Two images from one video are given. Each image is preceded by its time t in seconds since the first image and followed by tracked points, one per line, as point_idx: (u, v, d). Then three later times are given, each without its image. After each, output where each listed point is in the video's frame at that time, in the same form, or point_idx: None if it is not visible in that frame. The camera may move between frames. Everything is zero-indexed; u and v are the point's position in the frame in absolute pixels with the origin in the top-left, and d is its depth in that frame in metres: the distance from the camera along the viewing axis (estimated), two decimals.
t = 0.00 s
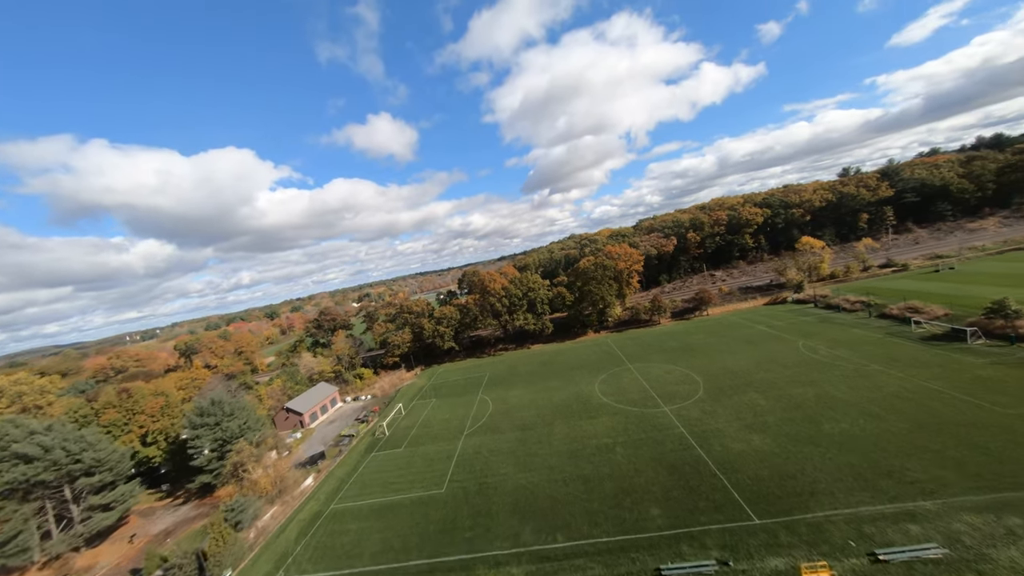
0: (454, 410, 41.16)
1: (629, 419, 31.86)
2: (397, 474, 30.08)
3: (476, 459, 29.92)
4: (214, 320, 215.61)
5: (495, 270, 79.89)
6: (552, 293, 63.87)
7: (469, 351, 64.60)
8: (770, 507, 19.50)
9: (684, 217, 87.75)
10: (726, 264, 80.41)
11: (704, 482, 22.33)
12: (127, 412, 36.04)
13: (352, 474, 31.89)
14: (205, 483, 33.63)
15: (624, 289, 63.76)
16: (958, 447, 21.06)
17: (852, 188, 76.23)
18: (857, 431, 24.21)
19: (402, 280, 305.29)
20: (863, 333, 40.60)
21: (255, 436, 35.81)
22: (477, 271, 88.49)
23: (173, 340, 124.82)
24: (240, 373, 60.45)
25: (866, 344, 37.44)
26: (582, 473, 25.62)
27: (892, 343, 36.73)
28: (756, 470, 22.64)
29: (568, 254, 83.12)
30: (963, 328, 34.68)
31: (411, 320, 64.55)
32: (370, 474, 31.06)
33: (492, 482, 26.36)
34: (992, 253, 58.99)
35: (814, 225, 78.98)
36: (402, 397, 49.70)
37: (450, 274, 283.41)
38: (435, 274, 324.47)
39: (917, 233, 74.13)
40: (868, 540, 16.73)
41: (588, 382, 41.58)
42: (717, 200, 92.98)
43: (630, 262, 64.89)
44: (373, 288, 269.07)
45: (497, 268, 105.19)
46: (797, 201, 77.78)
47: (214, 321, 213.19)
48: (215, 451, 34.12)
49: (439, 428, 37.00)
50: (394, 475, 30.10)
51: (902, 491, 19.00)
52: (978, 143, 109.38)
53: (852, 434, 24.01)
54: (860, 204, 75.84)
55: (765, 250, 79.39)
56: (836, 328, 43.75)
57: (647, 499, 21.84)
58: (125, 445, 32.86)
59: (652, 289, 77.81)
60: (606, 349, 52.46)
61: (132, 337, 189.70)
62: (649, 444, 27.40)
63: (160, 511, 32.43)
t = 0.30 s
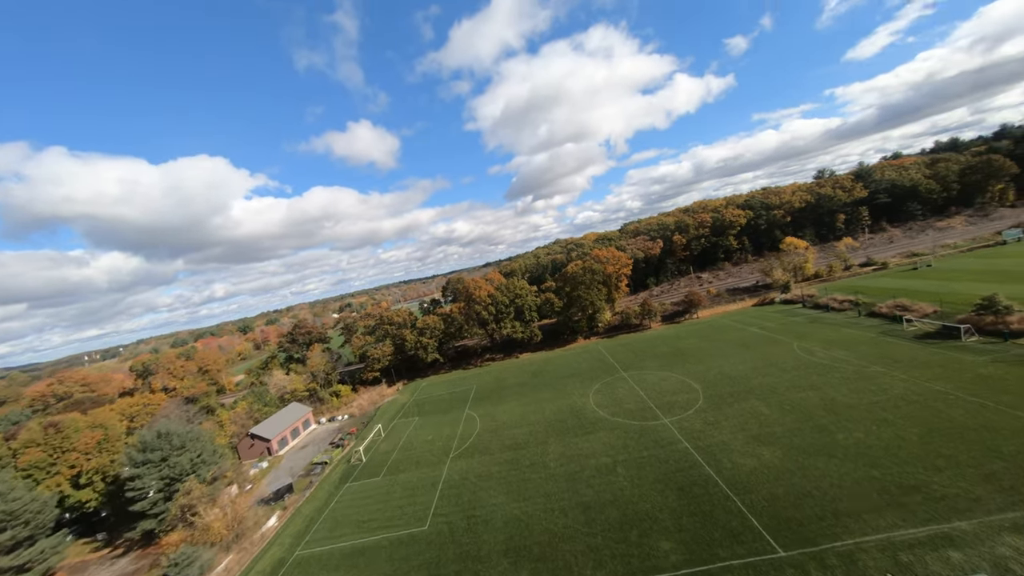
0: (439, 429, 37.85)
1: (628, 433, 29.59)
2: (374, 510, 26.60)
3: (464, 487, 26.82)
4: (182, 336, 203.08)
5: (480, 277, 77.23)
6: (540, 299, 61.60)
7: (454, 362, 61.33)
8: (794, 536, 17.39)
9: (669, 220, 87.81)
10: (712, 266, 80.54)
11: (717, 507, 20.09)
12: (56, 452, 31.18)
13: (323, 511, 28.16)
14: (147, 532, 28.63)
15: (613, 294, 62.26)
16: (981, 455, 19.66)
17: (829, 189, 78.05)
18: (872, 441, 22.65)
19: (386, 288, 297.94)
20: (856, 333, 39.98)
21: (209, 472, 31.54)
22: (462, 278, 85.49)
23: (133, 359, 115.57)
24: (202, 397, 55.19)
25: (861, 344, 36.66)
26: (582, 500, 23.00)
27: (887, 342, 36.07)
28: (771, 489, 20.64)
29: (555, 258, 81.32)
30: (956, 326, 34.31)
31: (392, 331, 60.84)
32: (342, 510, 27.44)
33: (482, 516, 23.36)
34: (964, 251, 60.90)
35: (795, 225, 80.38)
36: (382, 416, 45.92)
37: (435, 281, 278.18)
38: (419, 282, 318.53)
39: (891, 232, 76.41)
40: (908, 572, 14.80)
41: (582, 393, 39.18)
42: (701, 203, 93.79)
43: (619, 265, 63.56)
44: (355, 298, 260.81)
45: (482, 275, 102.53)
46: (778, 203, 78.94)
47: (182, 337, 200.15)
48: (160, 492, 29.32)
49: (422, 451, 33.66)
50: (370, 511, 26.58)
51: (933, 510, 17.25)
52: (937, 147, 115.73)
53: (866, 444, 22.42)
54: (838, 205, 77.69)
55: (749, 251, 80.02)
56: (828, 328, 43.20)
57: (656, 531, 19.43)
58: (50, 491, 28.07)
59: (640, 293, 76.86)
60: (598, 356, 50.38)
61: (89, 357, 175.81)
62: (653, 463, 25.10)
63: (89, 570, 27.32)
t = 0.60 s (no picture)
0: (420, 453, 34.47)
1: (627, 450, 27.31)
2: (345, 555, 23.00)
3: (449, 523, 23.66)
4: (143, 355, 188.70)
5: (464, 284, 74.33)
6: (527, 306, 59.20)
7: (438, 375, 57.83)
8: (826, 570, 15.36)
9: (652, 223, 87.82)
10: (696, 268, 80.72)
11: (735, 537, 17.91)
12: None
13: (285, 559, 24.24)
14: None
15: (601, 298, 60.69)
16: (1004, 462, 18.46)
17: (804, 190, 80.04)
18: (886, 449, 21.27)
19: (366, 298, 288.86)
20: (847, 332, 39.60)
21: (148, 520, 27.02)
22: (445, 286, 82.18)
23: (83, 383, 105.17)
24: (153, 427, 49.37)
25: (854, 344, 36.10)
26: (583, 534, 20.34)
27: (879, 341, 35.67)
28: (789, 511, 18.74)
29: (540, 264, 79.37)
30: (946, 323, 34.06)
31: (370, 345, 56.84)
32: (308, 559, 23.63)
33: (471, 559, 20.31)
34: (934, 248, 63.06)
35: (774, 226, 81.94)
36: (358, 440, 41.98)
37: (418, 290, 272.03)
38: (401, 291, 310.65)
39: (864, 232, 78.93)
40: None
41: (574, 405, 36.83)
42: (682, 206, 94.66)
43: (606, 269, 62.15)
44: (333, 308, 251.05)
45: (465, 282, 99.70)
46: (757, 205, 80.22)
47: (142, 356, 185.87)
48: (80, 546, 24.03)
49: (401, 480, 30.21)
50: (340, 557, 22.97)
51: (969, 530, 15.69)
52: (897, 151, 122.33)
53: (881, 454, 21.02)
54: (813, 206, 79.70)
55: (731, 252, 80.76)
56: (817, 328, 42.79)
57: (670, 569, 17.03)
58: None
59: (627, 297, 75.86)
60: (588, 364, 48.30)
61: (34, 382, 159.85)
62: (658, 484, 22.80)
63: None
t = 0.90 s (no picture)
0: (399, 479, 31.10)
1: (625, 467, 25.12)
2: None
3: (430, 566, 20.60)
4: (94, 376, 172.69)
5: (445, 291, 71.15)
6: (512, 312, 56.66)
7: (419, 389, 54.29)
8: None
9: (635, 225, 87.70)
10: (679, 269, 80.90)
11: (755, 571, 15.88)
12: None
13: None
14: None
15: (587, 302, 59.06)
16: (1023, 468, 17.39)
17: (780, 192, 82.05)
18: (898, 456, 20.00)
19: (344, 307, 278.38)
20: (835, 331, 39.35)
21: None
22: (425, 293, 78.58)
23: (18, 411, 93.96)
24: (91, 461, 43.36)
25: (845, 343, 35.65)
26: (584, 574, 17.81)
27: (869, 339, 35.36)
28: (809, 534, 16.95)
29: (525, 268, 77.25)
30: (932, 319, 34.20)
31: (344, 358, 52.66)
32: None
33: None
34: (903, 246, 65.51)
35: (752, 227, 83.57)
36: (329, 466, 37.93)
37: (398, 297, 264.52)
38: (381, 298, 301.58)
39: (836, 231, 81.65)
40: None
41: (565, 417, 34.51)
42: (663, 208, 95.34)
43: (592, 272, 60.71)
44: (309, 319, 239.96)
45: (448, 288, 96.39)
46: (736, 206, 81.50)
47: (94, 377, 170.34)
48: None
49: (377, 514, 26.80)
50: None
51: (1005, 549, 14.28)
52: (858, 155, 128.95)
53: (894, 462, 19.71)
54: (788, 207, 81.74)
55: (713, 253, 81.51)
56: (805, 327, 42.44)
57: None
58: None
59: (613, 300, 74.88)
60: (578, 372, 46.23)
61: None
62: (662, 508, 20.64)
63: None
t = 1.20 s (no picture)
0: (373, 507, 27.83)
1: (623, 485, 23.05)
2: None
3: None
4: (35, 395, 156.52)
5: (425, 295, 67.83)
6: (497, 316, 54.12)
7: (398, 401, 50.76)
8: None
9: (618, 225, 87.29)
10: (663, 269, 80.89)
11: None
12: None
13: None
14: None
15: (574, 305, 57.33)
16: None
17: (757, 192, 83.69)
18: (910, 465, 18.83)
19: (320, 314, 266.71)
20: (823, 330, 39.10)
21: None
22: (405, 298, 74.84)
23: None
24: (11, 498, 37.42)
25: (834, 342, 35.27)
26: None
27: (857, 337, 35.07)
28: (832, 560, 15.27)
29: (508, 270, 74.92)
30: (916, 315, 34.41)
31: (314, 371, 48.50)
32: None
33: None
34: (874, 244, 67.79)
35: (731, 227, 84.84)
36: (295, 493, 34.00)
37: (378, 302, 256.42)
38: (360, 304, 291.55)
39: (810, 231, 84.12)
40: None
41: (555, 428, 32.24)
42: (645, 209, 95.58)
43: (577, 273, 59.11)
44: (282, 327, 228.27)
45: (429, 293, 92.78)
46: (716, 206, 82.47)
47: (34, 396, 154.06)
48: None
49: (347, 551, 23.54)
50: None
51: None
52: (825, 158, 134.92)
53: (907, 471, 18.52)
54: (765, 207, 83.50)
55: (695, 253, 82.04)
56: (792, 327, 42.12)
57: None
58: None
59: (599, 301, 73.65)
60: (566, 378, 44.19)
61: None
62: (668, 533, 18.59)
63: None
